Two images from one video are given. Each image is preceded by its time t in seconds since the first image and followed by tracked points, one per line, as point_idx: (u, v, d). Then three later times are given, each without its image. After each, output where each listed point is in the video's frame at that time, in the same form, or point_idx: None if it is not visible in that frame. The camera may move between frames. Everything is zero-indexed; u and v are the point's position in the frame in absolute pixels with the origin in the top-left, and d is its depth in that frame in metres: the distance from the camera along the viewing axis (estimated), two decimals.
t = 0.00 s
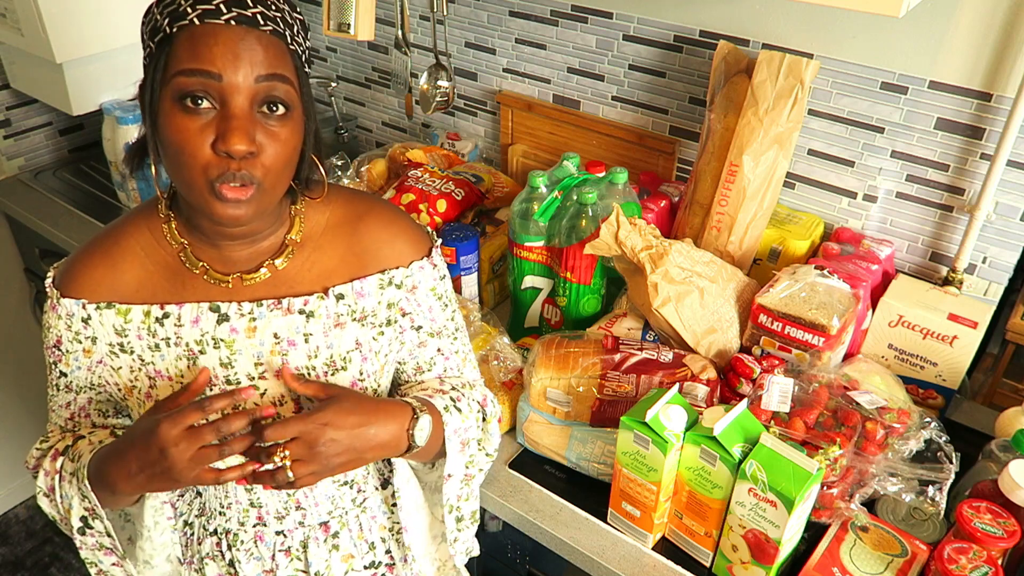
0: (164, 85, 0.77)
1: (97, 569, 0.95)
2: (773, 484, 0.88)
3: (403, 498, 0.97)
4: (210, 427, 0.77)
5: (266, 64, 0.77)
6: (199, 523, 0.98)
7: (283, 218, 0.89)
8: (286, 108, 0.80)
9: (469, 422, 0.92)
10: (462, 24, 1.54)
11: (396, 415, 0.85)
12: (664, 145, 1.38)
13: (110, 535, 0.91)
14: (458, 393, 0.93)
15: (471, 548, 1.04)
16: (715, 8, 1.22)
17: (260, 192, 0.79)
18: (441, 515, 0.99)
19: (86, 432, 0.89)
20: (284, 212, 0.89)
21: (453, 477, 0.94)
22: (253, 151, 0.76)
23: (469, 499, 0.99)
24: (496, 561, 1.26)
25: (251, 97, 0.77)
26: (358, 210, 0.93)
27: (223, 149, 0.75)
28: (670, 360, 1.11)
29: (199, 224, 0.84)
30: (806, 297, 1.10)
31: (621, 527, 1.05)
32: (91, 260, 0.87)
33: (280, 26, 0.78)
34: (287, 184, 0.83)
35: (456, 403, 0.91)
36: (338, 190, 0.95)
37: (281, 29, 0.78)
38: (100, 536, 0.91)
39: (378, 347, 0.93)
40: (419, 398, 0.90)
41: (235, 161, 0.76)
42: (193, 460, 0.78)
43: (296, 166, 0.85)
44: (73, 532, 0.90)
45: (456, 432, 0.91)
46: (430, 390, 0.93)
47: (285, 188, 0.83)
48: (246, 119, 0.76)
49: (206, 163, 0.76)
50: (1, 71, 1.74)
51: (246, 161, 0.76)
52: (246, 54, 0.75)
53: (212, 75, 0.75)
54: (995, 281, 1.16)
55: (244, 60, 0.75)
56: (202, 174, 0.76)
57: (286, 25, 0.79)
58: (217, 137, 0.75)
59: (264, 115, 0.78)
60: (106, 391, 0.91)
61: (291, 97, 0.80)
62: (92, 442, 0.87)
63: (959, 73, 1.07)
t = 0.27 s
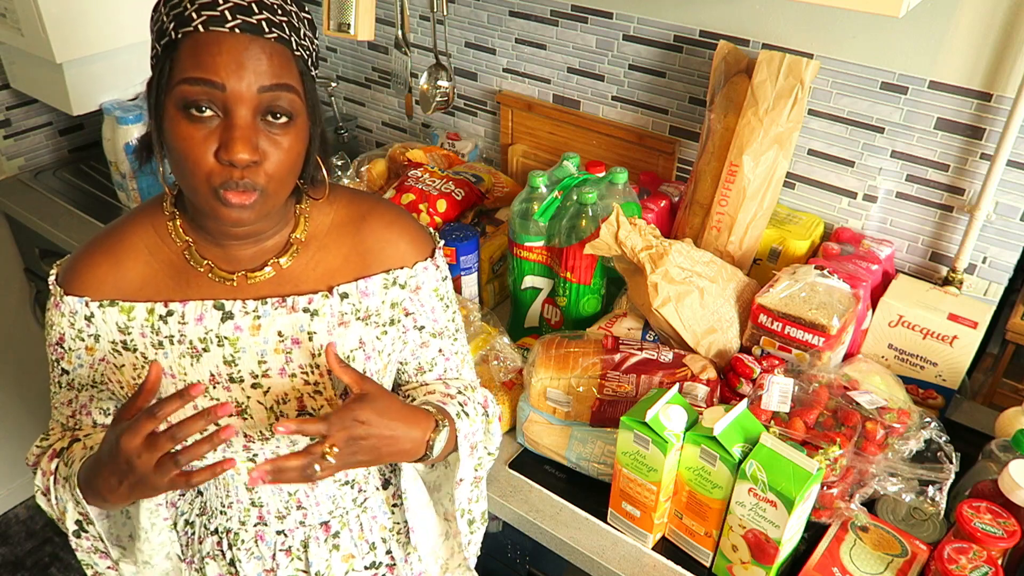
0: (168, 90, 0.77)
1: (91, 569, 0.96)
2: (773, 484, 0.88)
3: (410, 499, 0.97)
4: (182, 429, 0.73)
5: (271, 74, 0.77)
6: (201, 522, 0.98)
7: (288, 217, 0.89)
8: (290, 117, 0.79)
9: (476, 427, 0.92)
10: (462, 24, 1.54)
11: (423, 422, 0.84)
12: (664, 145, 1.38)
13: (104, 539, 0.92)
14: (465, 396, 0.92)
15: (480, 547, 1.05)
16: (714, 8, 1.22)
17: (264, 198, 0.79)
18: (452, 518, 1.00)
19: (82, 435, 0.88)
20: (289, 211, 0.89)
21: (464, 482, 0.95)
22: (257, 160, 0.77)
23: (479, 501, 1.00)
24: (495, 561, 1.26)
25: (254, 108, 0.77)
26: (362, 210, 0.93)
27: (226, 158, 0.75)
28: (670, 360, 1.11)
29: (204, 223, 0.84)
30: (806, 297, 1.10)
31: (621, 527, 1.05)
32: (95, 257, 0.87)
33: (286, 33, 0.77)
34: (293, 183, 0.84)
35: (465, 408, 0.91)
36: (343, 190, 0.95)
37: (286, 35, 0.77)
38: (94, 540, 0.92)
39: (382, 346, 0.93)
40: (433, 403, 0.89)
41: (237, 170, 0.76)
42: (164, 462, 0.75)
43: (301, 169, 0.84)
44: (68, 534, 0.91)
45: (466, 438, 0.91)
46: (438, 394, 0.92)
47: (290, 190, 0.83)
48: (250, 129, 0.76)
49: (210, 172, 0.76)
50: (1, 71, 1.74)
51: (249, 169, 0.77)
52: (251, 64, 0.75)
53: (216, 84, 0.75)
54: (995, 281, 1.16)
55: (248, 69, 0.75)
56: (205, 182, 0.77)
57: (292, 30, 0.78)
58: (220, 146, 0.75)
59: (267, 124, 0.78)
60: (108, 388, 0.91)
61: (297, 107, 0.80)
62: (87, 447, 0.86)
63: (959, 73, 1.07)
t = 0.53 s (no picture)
0: (173, 91, 0.77)
1: None
2: (773, 484, 0.88)
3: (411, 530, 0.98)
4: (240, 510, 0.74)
5: (277, 81, 0.76)
6: (201, 520, 0.97)
7: (291, 215, 0.89)
8: (294, 121, 0.79)
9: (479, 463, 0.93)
10: (462, 24, 1.54)
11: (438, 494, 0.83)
12: (664, 145, 1.38)
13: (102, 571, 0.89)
14: (468, 430, 0.93)
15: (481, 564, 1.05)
16: (714, 8, 1.22)
17: (266, 200, 0.80)
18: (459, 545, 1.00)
19: (87, 469, 0.88)
20: (292, 208, 0.89)
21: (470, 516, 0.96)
22: (259, 165, 0.77)
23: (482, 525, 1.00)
24: (495, 562, 1.26)
25: (257, 114, 0.76)
26: (366, 209, 0.93)
27: (227, 163, 0.75)
28: (670, 360, 1.11)
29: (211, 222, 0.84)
30: (806, 297, 1.10)
31: (621, 527, 1.05)
32: (98, 253, 0.87)
33: (292, 38, 0.77)
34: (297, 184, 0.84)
35: (470, 448, 0.92)
36: (347, 188, 0.95)
37: (293, 41, 0.77)
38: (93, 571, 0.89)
39: (383, 343, 0.92)
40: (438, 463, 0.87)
41: (238, 175, 0.76)
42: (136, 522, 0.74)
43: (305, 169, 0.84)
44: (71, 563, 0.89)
45: (472, 477, 0.92)
46: (445, 433, 0.92)
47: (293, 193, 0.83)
48: (253, 135, 0.76)
49: (212, 175, 0.77)
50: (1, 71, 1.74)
51: (251, 174, 0.77)
52: (256, 70, 0.75)
53: (219, 90, 0.74)
54: (995, 281, 1.16)
55: (253, 75, 0.75)
56: (206, 186, 0.77)
57: (299, 35, 0.77)
58: (222, 151, 0.76)
59: (271, 129, 0.78)
60: (112, 385, 0.91)
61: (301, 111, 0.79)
62: (92, 491, 0.86)
63: (959, 73, 1.07)
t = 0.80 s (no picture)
0: (176, 91, 0.77)
1: None
2: (773, 484, 0.88)
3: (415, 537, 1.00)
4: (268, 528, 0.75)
5: (279, 81, 0.76)
6: (201, 520, 0.97)
7: (294, 217, 0.89)
8: (296, 121, 0.79)
9: (480, 468, 0.94)
10: (462, 24, 1.54)
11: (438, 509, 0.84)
12: (664, 145, 1.37)
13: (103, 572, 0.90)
14: (468, 436, 0.94)
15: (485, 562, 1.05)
16: (714, 8, 1.22)
17: (266, 202, 0.79)
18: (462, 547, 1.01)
19: (86, 471, 0.88)
20: (295, 210, 0.89)
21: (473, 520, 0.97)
22: (260, 166, 0.77)
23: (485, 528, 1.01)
24: (495, 561, 1.26)
25: (259, 115, 0.76)
26: (368, 211, 0.93)
27: (228, 163, 0.75)
28: (670, 360, 1.11)
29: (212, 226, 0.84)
30: (806, 297, 1.10)
31: (621, 527, 1.05)
32: (100, 254, 0.87)
33: (295, 39, 0.76)
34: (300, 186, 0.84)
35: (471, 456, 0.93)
36: (349, 190, 0.94)
37: (295, 41, 0.76)
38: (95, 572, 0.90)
39: (384, 345, 0.93)
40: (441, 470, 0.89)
41: (239, 175, 0.76)
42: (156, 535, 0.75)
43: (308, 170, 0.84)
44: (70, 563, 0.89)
45: (473, 483, 0.93)
46: (445, 440, 0.93)
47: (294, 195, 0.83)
48: (254, 135, 0.76)
49: (212, 175, 0.77)
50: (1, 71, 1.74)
51: (252, 175, 0.77)
52: (258, 69, 0.75)
53: (222, 90, 0.74)
54: (995, 281, 1.16)
55: (255, 75, 0.75)
56: (207, 185, 0.77)
57: (302, 36, 0.77)
58: (223, 151, 0.76)
59: (273, 129, 0.78)
60: (112, 385, 0.91)
61: (303, 111, 0.79)
62: (92, 493, 0.86)
63: (959, 73, 1.07)
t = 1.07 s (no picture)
0: (172, 84, 0.77)
1: None
2: (773, 484, 0.88)
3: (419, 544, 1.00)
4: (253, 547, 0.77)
5: (275, 66, 0.76)
6: (201, 522, 0.97)
7: (292, 216, 0.89)
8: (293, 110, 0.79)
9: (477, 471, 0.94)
10: (462, 24, 1.54)
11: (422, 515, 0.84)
12: (664, 145, 1.38)
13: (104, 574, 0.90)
14: (464, 440, 0.94)
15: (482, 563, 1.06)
16: (714, 8, 1.22)
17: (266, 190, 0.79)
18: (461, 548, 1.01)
19: (90, 476, 0.88)
20: (293, 210, 0.89)
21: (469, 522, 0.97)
22: (258, 151, 0.76)
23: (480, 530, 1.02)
24: (495, 561, 1.26)
25: (256, 101, 0.76)
26: (367, 210, 0.93)
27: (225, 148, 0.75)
28: (670, 360, 1.11)
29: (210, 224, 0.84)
30: (806, 297, 1.10)
31: (621, 527, 1.05)
32: (99, 255, 0.87)
33: (290, 27, 0.77)
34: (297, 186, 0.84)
35: (465, 458, 0.93)
36: (348, 190, 0.94)
37: (290, 29, 0.77)
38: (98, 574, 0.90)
39: (384, 346, 0.92)
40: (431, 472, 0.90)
41: (235, 160, 0.75)
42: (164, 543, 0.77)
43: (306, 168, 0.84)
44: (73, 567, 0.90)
45: (467, 486, 0.93)
46: (441, 443, 0.93)
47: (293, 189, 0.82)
48: (252, 118, 0.76)
49: (209, 163, 0.76)
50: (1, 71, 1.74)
51: (250, 161, 0.76)
52: (254, 54, 0.75)
53: (218, 74, 0.74)
54: (995, 281, 1.16)
55: (251, 60, 0.75)
56: (206, 172, 0.77)
57: (296, 26, 0.78)
58: (220, 138, 0.75)
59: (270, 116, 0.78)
60: (111, 387, 0.91)
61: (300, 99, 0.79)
62: (98, 497, 0.86)
63: (959, 73, 1.07)
